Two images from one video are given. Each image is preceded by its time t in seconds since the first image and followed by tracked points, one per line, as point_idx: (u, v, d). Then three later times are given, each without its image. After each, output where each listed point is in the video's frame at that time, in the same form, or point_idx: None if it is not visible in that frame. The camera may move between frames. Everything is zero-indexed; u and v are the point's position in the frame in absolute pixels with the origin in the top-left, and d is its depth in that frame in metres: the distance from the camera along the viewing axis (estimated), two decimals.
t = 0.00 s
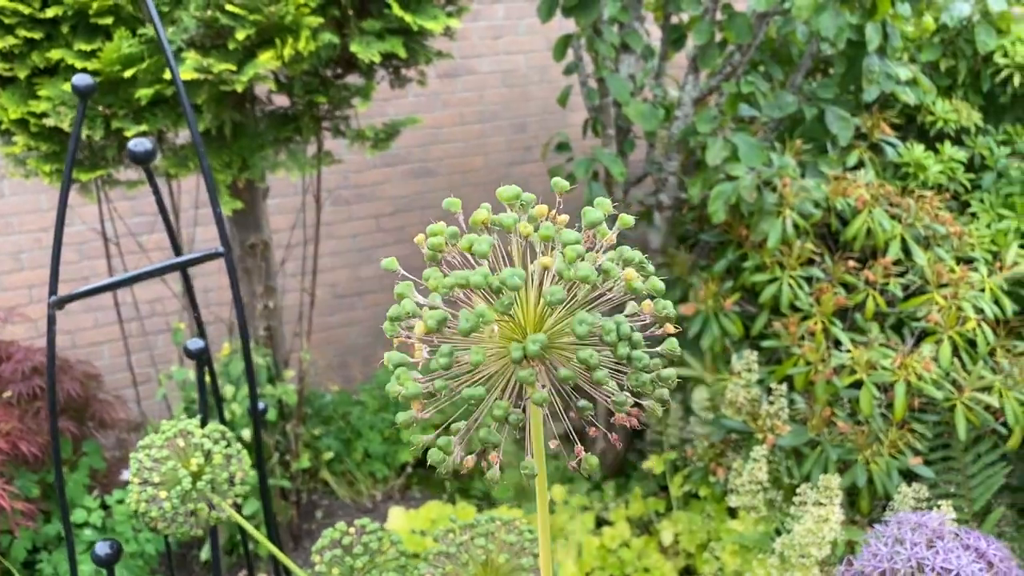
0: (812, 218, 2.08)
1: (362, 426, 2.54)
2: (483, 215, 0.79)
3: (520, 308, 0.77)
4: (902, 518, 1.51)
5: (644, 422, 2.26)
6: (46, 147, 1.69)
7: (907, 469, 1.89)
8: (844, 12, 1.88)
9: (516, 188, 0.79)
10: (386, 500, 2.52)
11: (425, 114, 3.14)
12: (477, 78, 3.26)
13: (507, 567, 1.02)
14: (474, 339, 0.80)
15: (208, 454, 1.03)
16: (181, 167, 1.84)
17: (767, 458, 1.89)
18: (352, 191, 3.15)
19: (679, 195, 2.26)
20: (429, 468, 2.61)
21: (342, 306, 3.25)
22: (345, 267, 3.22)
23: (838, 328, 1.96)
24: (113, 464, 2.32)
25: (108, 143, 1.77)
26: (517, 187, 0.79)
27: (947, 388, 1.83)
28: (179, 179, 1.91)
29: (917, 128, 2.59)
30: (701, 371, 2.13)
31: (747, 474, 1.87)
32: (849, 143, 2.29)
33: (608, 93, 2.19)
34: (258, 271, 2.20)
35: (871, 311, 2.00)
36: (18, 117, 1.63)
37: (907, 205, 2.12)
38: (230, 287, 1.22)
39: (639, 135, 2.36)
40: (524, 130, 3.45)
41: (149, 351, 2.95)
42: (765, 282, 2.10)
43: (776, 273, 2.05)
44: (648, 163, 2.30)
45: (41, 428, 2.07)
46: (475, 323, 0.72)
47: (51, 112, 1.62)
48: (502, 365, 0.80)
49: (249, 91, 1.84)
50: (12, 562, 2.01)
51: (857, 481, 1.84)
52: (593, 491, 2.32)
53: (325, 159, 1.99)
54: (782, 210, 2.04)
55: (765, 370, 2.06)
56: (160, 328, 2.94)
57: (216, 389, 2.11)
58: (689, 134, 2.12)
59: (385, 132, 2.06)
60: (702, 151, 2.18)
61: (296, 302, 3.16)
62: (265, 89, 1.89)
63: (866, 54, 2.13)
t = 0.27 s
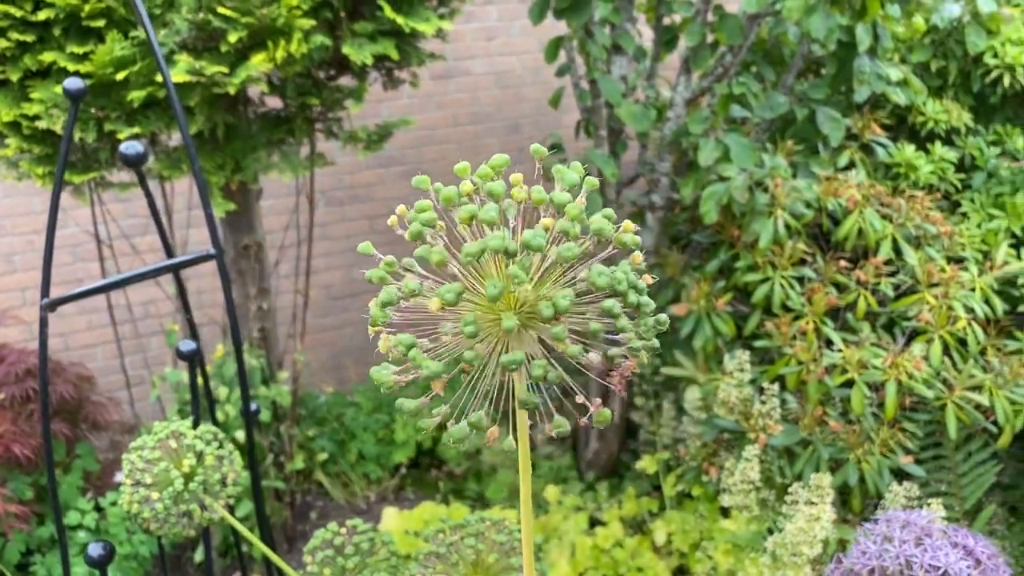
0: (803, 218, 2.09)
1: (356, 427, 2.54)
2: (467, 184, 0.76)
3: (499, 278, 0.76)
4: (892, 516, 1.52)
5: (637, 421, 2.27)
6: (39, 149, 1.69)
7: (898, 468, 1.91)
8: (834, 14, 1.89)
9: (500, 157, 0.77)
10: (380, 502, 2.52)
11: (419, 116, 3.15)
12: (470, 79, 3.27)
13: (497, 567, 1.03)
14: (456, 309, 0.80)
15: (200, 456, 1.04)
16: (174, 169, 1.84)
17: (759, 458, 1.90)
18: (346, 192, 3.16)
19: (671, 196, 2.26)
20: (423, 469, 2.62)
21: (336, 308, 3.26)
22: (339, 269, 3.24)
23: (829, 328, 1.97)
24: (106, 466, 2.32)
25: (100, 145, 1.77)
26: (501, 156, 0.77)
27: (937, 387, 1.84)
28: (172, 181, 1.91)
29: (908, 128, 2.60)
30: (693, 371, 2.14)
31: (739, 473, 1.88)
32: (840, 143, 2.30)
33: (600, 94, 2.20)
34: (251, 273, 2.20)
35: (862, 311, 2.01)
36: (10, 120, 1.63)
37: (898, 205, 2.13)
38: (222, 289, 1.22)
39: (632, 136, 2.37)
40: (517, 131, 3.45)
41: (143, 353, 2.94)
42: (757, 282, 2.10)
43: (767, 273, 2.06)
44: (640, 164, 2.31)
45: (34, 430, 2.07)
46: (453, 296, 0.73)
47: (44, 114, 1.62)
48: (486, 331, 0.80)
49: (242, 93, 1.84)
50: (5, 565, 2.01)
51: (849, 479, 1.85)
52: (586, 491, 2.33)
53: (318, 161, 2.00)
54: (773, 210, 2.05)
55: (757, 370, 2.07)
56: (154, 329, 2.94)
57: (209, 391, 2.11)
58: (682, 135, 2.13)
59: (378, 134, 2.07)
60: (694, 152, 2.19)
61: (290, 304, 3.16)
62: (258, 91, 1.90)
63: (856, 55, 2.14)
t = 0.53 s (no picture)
0: (797, 221, 2.10)
1: (351, 430, 2.55)
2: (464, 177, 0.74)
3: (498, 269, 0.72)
4: (884, 518, 1.53)
5: (633, 423, 2.28)
6: (35, 154, 1.69)
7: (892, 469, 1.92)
8: (827, 17, 1.90)
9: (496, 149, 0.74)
10: (376, 504, 2.53)
11: (413, 118, 3.15)
12: (465, 82, 3.27)
13: (492, 571, 1.03)
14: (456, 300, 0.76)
15: (197, 462, 1.04)
16: (169, 173, 1.84)
17: (753, 459, 1.91)
18: (341, 195, 3.15)
19: (666, 198, 2.27)
20: (419, 472, 2.62)
21: (332, 310, 3.26)
22: (335, 271, 3.24)
23: (823, 330, 1.98)
24: (102, 470, 2.32)
25: (96, 150, 1.77)
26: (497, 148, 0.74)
27: (931, 389, 1.86)
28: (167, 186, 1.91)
29: (901, 130, 2.62)
30: (688, 373, 2.14)
31: (734, 475, 1.89)
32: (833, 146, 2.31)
33: (595, 97, 2.21)
34: (247, 276, 2.21)
35: (856, 313, 2.03)
36: (6, 125, 1.63)
37: (891, 207, 2.14)
38: (218, 295, 1.23)
39: (627, 139, 2.38)
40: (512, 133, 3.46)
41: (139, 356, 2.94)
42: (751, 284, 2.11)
43: (761, 275, 2.07)
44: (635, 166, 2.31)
45: (29, 434, 2.07)
46: (488, 280, 0.68)
47: (39, 119, 1.62)
48: (492, 325, 0.75)
49: (238, 97, 1.85)
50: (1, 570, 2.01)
51: (843, 481, 1.86)
52: (582, 493, 2.34)
53: (314, 165, 2.00)
54: (767, 213, 2.06)
55: (752, 372, 2.08)
56: (149, 332, 2.94)
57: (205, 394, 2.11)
58: (676, 138, 2.13)
59: (373, 138, 2.07)
60: (688, 155, 2.19)
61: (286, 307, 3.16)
62: (253, 95, 1.90)
63: (849, 58, 2.16)
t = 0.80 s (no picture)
0: (796, 222, 2.09)
1: (350, 433, 2.54)
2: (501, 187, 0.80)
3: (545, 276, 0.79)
4: (887, 522, 1.53)
5: (632, 425, 2.28)
6: (31, 158, 1.68)
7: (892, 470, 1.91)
8: (825, 19, 1.90)
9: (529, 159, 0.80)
10: (375, 507, 2.52)
11: (410, 120, 3.14)
12: (462, 83, 3.27)
13: None
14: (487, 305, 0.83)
15: (198, 470, 1.03)
16: (167, 176, 1.83)
17: (753, 462, 1.90)
18: (338, 197, 3.15)
19: (665, 200, 2.27)
20: (417, 474, 2.62)
21: (330, 313, 3.26)
22: (333, 273, 3.23)
23: (822, 332, 1.98)
24: (100, 474, 2.31)
25: (92, 154, 1.76)
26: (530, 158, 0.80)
27: (931, 390, 1.85)
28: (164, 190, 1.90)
29: (898, 131, 2.62)
30: (687, 375, 2.14)
31: (734, 477, 1.89)
32: (831, 147, 2.31)
33: (593, 99, 2.21)
34: (244, 279, 2.20)
35: (855, 314, 2.02)
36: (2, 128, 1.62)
37: (890, 208, 2.14)
38: (218, 300, 1.22)
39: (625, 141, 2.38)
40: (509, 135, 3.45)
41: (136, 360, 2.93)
42: (750, 286, 2.11)
43: (761, 277, 2.07)
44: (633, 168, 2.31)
45: (27, 439, 2.06)
46: (547, 292, 0.75)
47: (35, 123, 1.61)
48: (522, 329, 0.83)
49: (235, 100, 1.84)
50: None
51: (843, 483, 1.86)
52: (581, 495, 2.33)
53: (311, 168, 1.99)
54: (766, 215, 2.06)
55: (751, 374, 2.08)
56: (146, 336, 2.93)
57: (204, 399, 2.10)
58: (674, 140, 2.13)
59: (371, 140, 2.07)
60: (687, 157, 2.19)
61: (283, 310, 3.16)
62: (251, 98, 1.89)
63: (846, 60, 2.16)
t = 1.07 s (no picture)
0: (798, 223, 2.08)
1: (348, 437, 2.52)
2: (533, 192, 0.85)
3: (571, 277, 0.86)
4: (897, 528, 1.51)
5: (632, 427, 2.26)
6: (25, 161, 1.66)
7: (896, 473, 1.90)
8: (827, 18, 1.88)
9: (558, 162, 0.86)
10: (374, 511, 2.50)
11: (408, 121, 3.12)
12: (460, 84, 3.25)
13: None
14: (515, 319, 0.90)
15: (197, 482, 1.02)
16: (162, 179, 1.81)
17: (757, 465, 1.89)
18: (335, 198, 3.12)
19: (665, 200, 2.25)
20: (417, 477, 2.60)
21: (327, 314, 3.24)
22: (330, 275, 3.21)
23: (825, 333, 1.97)
24: (96, 480, 2.29)
25: (87, 157, 1.74)
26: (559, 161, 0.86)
27: (935, 391, 1.84)
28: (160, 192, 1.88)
29: (899, 130, 2.60)
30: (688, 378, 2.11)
31: (737, 481, 1.87)
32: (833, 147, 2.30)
33: (592, 99, 2.19)
34: (241, 282, 2.17)
35: (858, 315, 2.01)
36: None
37: (892, 208, 2.13)
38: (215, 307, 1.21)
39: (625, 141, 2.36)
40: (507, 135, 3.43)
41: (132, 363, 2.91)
42: (751, 287, 2.08)
43: (763, 278, 2.05)
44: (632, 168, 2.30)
45: (22, 445, 2.04)
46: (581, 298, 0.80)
47: (29, 125, 1.59)
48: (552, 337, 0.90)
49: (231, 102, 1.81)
50: None
51: (847, 485, 1.84)
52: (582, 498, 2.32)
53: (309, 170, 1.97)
54: (767, 215, 2.04)
55: (753, 376, 2.06)
56: (143, 339, 2.91)
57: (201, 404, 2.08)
58: (675, 140, 2.12)
59: (369, 141, 2.05)
60: (687, 157, 2.18)
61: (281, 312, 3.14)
62: (247, 99, 1.87)
63: (848, 59, 2.14)
